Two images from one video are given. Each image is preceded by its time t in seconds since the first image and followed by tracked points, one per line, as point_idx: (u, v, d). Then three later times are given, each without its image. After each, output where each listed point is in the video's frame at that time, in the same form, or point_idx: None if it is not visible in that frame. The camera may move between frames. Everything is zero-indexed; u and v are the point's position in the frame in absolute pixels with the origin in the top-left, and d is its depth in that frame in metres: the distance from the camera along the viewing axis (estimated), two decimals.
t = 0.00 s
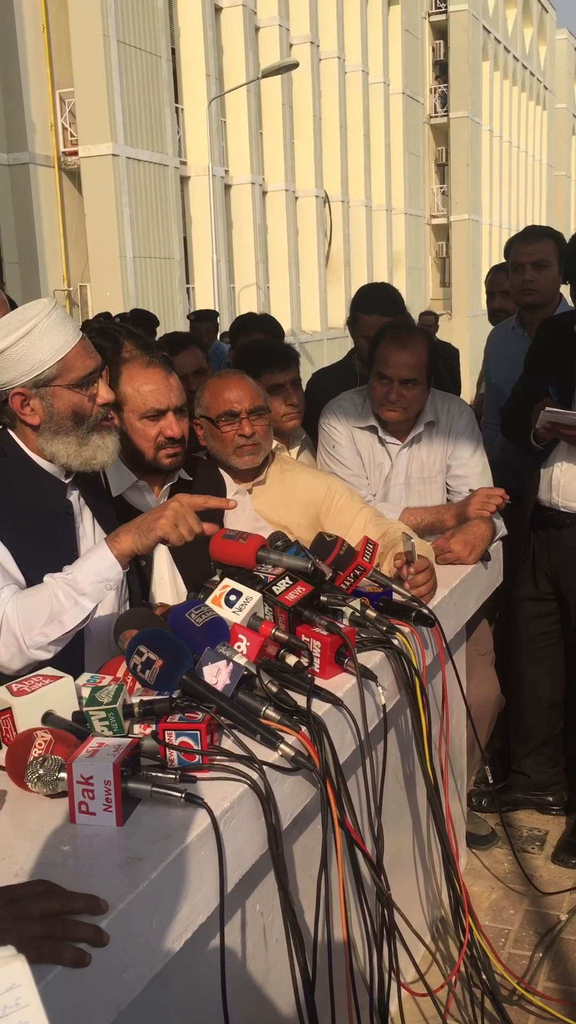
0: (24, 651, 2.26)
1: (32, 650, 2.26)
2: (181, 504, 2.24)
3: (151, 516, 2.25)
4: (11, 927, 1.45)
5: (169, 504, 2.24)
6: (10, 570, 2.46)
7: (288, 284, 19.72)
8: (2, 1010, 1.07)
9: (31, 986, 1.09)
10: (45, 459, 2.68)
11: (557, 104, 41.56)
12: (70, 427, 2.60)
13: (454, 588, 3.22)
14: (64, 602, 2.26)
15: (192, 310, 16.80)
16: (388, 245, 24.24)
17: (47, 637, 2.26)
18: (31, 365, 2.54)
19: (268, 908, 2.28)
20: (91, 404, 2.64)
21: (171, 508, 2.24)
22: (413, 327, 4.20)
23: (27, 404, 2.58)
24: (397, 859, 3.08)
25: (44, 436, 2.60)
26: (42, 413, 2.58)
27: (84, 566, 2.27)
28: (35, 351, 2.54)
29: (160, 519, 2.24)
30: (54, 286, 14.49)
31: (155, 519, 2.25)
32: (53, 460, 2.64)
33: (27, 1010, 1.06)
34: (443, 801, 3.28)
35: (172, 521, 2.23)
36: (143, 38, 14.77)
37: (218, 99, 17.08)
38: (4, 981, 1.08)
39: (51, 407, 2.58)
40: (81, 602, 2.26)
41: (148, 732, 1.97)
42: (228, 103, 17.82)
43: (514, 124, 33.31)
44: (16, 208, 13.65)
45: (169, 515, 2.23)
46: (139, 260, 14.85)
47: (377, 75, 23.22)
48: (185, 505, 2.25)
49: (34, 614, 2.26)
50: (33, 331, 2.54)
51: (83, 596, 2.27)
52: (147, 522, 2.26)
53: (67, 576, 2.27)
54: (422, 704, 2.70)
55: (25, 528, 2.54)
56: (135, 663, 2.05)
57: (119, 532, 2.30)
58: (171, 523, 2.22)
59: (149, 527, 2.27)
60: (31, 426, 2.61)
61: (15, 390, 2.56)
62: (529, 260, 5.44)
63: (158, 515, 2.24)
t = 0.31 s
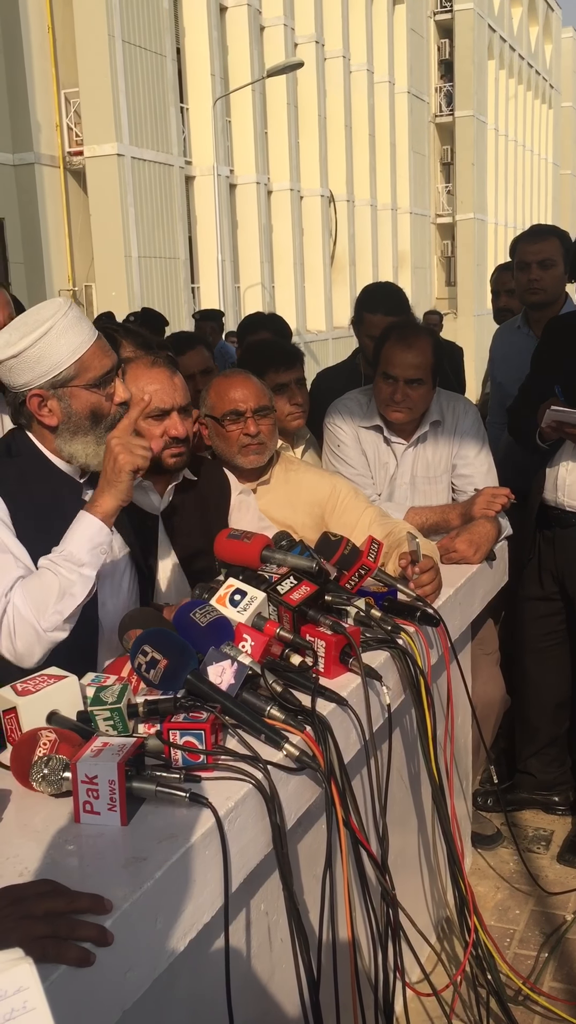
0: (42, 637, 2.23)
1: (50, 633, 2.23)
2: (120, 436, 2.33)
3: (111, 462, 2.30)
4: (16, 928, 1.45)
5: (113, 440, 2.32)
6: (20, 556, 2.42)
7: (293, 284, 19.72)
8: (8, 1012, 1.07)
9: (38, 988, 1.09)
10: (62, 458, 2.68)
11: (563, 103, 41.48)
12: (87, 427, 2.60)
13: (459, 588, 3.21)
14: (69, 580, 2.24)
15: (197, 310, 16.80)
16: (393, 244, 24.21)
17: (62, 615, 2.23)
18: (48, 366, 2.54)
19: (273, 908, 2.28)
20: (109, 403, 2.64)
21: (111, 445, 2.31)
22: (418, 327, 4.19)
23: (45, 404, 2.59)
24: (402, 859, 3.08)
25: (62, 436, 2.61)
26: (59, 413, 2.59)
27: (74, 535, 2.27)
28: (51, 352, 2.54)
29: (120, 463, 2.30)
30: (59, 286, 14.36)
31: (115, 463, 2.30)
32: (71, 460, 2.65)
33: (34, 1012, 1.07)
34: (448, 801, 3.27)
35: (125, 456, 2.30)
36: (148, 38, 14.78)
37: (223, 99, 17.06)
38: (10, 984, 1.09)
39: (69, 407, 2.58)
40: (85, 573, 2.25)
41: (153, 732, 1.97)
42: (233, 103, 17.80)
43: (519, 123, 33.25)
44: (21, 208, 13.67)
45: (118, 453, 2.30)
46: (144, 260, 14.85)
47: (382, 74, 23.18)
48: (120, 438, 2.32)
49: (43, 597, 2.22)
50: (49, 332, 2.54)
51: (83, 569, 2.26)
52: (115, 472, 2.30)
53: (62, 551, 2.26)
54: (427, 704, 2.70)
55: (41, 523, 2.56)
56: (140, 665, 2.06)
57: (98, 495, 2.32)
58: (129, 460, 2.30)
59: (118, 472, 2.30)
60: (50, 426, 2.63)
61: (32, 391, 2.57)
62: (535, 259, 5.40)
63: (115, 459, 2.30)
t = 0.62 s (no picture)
0: (55, 630, 2.21)
1: (61, 625, 2.21)
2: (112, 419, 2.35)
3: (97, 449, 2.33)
4: (18, 928, 1.45)
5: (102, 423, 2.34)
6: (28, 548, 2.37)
7: (296, 283, 19.72)
8: (11, 1015, 1.07)
9: (40, 992, 1.09)
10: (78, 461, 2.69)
11: (566, 102, 41.42)
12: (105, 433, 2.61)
13: (462, 588, 3.21)
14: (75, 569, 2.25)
15: (200, 310, 16.81)
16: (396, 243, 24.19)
17: (72, 604, 2.23)
18: (67, 371, 2.54)
19: (276, 908, 2.28)
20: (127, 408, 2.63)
21: (104, 430, 2.33)
22: (421, 326, 4.19)
23: (62, 410, 2.59)
24: (405, 858, 3.08)
25: (79, 441, 2.62)
26: (77, 419, 2.60)
27: (71, 524, 2.28)
28: (70, 359, 2.53)
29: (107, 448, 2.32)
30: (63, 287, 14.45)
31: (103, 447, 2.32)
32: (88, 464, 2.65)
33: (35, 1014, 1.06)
34: (451, 801, 3.27)
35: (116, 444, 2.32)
36: (151, 38, 14.79)
37: (226, 99, 17.07)
38: (12, 987, 1.08)
39: (86, 413, 2.59)
40: (90, 559, 2.27)
41: (155, 732, 1.97)
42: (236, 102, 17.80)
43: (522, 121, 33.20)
44: (25, 207, 13.62)
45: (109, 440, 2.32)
46: (148, 260, 14.86)
47: (385, 73, 23.17)
48: (112, 425, 2.34)
49: (52, 588, 2.22)
50: (68, 339, 2.53)
51: (86, 558, 2.27)
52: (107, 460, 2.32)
53: (63, 541, 2.27)
54: (430, 704, 2.70)
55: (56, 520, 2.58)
56: (143, 665, 2.05)
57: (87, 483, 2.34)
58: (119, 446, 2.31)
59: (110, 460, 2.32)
60: (67, 430, 2.63)
61: (51, 396, 2.57)
62: (538, 258, 5.41)
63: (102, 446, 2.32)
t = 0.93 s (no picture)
0: (56, 635, 2.21)
1: (62, 630, 2.22)
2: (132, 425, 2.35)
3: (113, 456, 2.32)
4: (20, 930, 1.45)
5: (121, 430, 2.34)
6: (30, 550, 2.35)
7: (298, 282, 19.72)
8: (12, 1015, 1.06)
9: (40, 992, 1.09)
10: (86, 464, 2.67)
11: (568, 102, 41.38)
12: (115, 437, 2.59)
13: (464, 588, 3.21)
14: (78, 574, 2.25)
15: (202, 310, 16.82)
16: (398, 243, 24.18)
17: (74, 610, 2.23)
18: (79, 372, 2.54)
19: (278, 909, 2.28)
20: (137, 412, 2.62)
21: (122, 439, 2.33)
22: (423, 326, 4.19)
23: (73, 412, 2.58)
24: (408, 859, 3.07)
25: (89, 444, 2.60)
26: (88, 421, 2.59)
27: (78, 528, 2.28)
28: (83, 360, 2.54)
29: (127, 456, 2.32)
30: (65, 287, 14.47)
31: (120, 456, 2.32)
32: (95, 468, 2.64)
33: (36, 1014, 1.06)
34: (453, 801, 3.27)
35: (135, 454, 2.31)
36: (153, 39, 14.80)
37: (228, 99, 17.07)
38: (13, 987, 1.08)
39: (97, 415, 2.58)
40: (94, 566, 2.26)
41: (157, 732, 1.97)
42: (238, 102, 17.81)
43: (525, 121, 33.18)
44: (26, 207, 13.63)
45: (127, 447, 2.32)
46: (150, 260, 14.88)
47: (387, 73, 23.17)
48: (130, 434, 2.34)
49: (55, 592, 2.22)
50: (82, 341, 2.54)
51: (90, 562, 2.26)
52: (123, 469, 2.32)
53: (69, 545, 2.27)
54: (432, 704, 2.70)
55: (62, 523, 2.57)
56: (144, 664, 2.05)
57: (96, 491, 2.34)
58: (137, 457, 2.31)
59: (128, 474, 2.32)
60: (77, 433, 2.62)
61: (61, 397, 2.57)
62: (540, 258, 5.41)
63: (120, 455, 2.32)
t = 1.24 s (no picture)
0: (46, 656, 2.29)
1: (53, 657, 2.30)
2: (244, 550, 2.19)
3: (211, 555, 2.21)
4: (21, 931, 1.45)
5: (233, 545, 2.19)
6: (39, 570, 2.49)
7: (300, 283, 19.70)
8: (13, 1016, 1.07)
9: (42, 993, 1.09)
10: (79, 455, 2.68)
11: (569, 102, 41.37)
12: (81, 434, 2.60)
13: (466, 589, 3.21)
14: (96, 621, 2.27)
15: (204, 310, 16.80)
16: (400, 244, 24.17)
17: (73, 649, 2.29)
18: (51, 365, 2.63)
19: (280, 911, 2.28)
20: (107, 412, 2.62)
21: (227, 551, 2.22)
22: (424, 326, 4.19)
23: (51, 405, 2.66)
24: (410, 860, 3.07)
25: (60, 439, 2.64)
26: (61, 416, 2.64)
27: (123, 587, 2.28)
28: (56, 355, 2.63)
29: (216, 567, 2.19)
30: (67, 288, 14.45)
31: (212, 567, 2.20)
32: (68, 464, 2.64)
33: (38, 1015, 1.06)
34: (455, 802, 3.27)
35: (225, 580, 2.19)
36: (155, 40, 14.81)
37: (230, 100, 17.07)
38: (15, 987, 1.08)
39: (67, 410, 2.62)
40: (112, 625, 2.28)
41: (159, 733, 1.97)
42: (240, 103, 17.81)
43: (526, 122, 33.16)
44: (28, 208, 13.63)
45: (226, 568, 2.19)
46: (151, 260, 14.88)
47: (388, 74, 23.15)
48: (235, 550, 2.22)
49: (62, 627, 2.27)
50: (58, 337, 2.64)
51: (114, 620, 2.28)
52: (195, 576, 2.23)
53: (98, 595, 2.29)
54: (434, 705, 2.69)
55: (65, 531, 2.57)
56: (145, 664, 2.06)
57: (164, 565, 2.28)
58: (223, 584, 2.19)
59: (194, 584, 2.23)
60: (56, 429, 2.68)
61: (42, 389, 2.66)
62: (542, 259, 5.42)
63: (215, 564, 2.20)
